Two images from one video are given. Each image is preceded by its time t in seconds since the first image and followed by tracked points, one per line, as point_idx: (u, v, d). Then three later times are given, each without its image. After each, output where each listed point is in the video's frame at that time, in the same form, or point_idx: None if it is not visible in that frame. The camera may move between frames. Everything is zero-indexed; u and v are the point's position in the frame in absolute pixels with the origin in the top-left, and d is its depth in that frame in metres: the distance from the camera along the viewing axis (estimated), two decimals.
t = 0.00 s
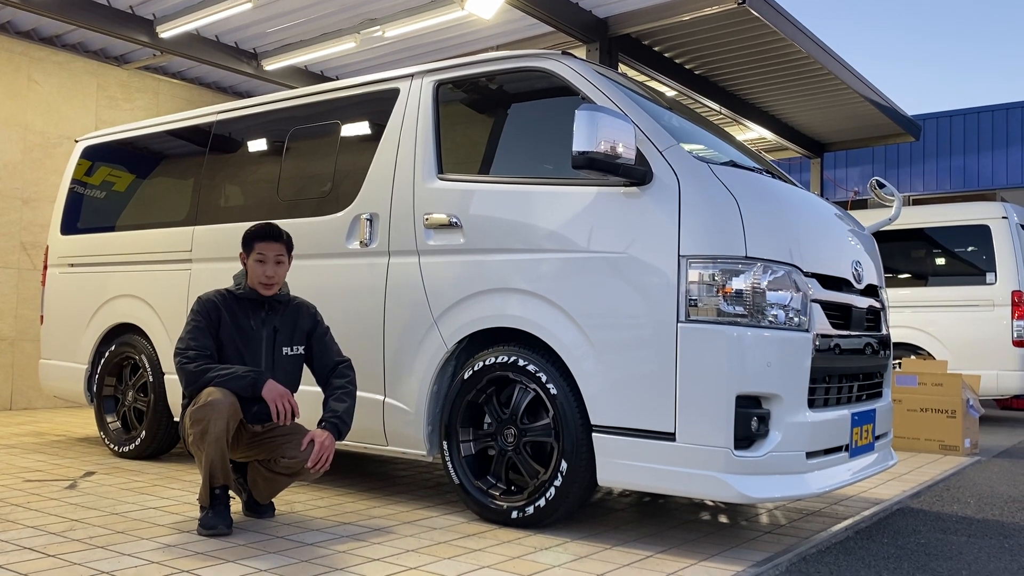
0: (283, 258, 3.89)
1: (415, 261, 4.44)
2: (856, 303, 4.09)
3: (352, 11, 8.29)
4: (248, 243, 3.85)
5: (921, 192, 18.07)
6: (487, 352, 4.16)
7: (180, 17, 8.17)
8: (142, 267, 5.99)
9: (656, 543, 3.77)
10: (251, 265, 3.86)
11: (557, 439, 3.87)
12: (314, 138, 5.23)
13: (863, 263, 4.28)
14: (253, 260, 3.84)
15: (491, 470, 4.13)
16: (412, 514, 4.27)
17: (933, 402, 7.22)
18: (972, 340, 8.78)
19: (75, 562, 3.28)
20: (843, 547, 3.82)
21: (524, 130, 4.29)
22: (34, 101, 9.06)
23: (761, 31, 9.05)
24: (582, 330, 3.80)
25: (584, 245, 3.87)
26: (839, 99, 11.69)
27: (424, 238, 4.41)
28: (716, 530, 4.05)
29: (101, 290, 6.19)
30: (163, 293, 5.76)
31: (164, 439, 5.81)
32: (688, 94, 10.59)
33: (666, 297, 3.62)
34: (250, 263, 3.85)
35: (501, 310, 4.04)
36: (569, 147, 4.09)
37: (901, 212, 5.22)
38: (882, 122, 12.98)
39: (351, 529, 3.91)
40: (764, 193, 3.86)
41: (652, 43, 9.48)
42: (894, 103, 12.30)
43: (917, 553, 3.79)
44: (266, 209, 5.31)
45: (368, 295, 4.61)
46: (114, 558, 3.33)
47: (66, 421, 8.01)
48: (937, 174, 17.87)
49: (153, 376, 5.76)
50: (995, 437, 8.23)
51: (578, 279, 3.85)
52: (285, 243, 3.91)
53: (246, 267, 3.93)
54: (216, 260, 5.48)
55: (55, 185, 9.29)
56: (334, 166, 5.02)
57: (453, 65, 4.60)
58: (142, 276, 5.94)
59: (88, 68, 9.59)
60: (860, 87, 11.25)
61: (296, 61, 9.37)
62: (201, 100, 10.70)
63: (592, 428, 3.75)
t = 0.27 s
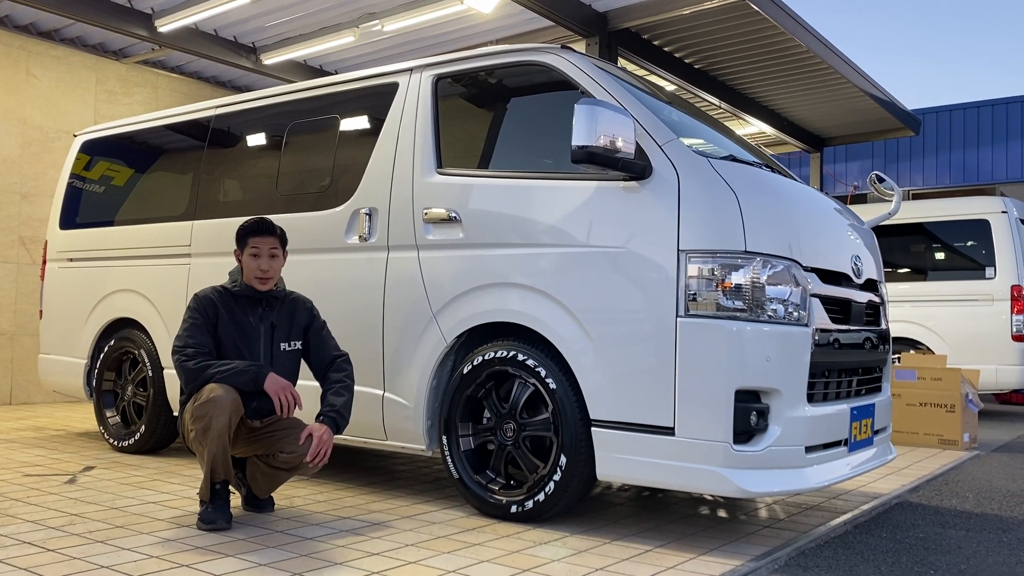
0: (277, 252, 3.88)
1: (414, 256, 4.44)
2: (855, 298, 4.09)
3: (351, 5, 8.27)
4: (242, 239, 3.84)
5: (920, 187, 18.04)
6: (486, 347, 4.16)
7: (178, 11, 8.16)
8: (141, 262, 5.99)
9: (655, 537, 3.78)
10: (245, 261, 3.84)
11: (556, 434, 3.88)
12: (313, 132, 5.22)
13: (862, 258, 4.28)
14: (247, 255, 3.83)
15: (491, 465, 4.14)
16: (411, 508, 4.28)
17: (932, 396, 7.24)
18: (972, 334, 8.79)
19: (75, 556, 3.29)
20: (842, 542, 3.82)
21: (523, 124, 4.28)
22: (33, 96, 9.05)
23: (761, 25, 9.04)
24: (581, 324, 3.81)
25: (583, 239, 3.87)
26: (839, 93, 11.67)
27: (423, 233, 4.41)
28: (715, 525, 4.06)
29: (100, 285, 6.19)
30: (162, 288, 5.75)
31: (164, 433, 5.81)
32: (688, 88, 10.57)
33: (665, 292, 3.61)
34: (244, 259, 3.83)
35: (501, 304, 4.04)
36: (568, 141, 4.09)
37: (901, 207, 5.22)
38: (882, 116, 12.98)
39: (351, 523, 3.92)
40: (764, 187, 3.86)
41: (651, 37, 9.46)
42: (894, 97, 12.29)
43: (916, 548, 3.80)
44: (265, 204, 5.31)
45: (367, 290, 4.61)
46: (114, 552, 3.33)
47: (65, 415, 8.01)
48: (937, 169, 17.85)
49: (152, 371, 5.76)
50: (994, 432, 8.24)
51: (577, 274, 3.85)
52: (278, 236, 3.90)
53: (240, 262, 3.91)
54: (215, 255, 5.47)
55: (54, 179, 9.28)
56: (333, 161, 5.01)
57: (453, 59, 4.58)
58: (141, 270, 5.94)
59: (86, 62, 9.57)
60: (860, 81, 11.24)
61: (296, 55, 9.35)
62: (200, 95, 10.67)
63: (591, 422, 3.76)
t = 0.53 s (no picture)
0: (281, 237, 3.81)
1: (414, 247, 4.43)
2: (856, 288, 4.09)
3: None
4: (249, 225, 3.70)
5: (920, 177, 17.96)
6: (485, 337, 4.16)
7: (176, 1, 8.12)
8: (140, 252, 5.97)
9: (655, 527, 3.78)
10: (251, 246, 3.74)
11: (556, 424, 3.88)
12: (312, 122, 5.20)
13: (862, 248, 4.28)
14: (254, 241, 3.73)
15: (490, 455, 4.14)
16: (411, 498, 4.28)
17: (932, 386, 7.25)
18: (971, 325, 8.80)
19: (75, 546, 3.29)
20: (841, 531, 3.83)
21: (524, 114, 4.26)
22: (31, 86, 9.02)
23: (762, 14, 9.01)
24: (581, 315, 3.80)
25: (583, 229, 3.86)
26: (839, 83, 11.64)
27: (423, 223, 4.40)
28: (715, 515, 4.06)
29: (100, 276, 6.18)
30: (162, 279, 5.75)
31: (163, 423, 5.81)
32: (688, 78, 10.54)
33: (665, 282, 3.61)
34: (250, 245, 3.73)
35: (500, 295, 4.03)
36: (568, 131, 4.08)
37: (901, 197, 5.20)
38: (882, 107, 12.95)
39: (351, 513, 3.92)
40: (764, 177, 3.85)
41: (652, 27, 9.43)
42: (894, 87, 12.26)
43: (915, 538, 3.80)
44: (264, 195, 5.29)
45: (366, 280, 4.60)
46: (114, 542, 3.33)
47: (65, 406, 8.01)
48: (937, 160, 17.78)
49: (152, 361, 5.76)
50: (993, 422, 8.26)
51: (577, 264, 3.84)
52: (283, 220, 3.82)
53: (240, 243, 3.78)
54: (214, 245, 5.47)
55: (52, 170, 9.26)
56: (332, 151, 5.00)
57: (452, 48, 4.56)
58: (140, 261, 5.93)
59: (84, 52, 9.53)
60: (861, 71, 11.21)
61: (295, 45, 9.31)
62: (199, 85, 10.64)
63: (590, 412, 3.76)
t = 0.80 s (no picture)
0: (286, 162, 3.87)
1: (415, 233, 4.38)
2: (862, 274, 4.05)
3: None
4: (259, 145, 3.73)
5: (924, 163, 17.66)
6: (488, 324, 4.12)
7: None
8: (138, 239, 5.92)
9: (659, 516, 3.76)
10: (260, 168, 3.77)
11: (559, 411, 3.85)
12: (312, 107, 5.14)
13: (869, 234, 4.23)
14: (266, 164, 3.77)
15: (493, 442, 4.11)
16: (413, 486, 4.25)
17: (936, 373, 7.19)
18: (974, 311, 8.76)
19: (75, 535, 3.26)
20: (846, 519, 3.81)
21: (528, 98, 4.20)
22: (27, 70, 8.94)
23: None
24: (585, 301, 3.77)
25: (586, 215, 3.81)
26: (842, 68, 11.55)
27: (425, 208, 4.34)
28: (719, 502, 4.04)
29: (98, 262, 6.13)
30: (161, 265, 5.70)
31: (163, 410, 5.79)
32: (690, 62, 10.45)
33: (670, 269, 3.57)
34: (261, 166, 3.75)
35: (503, 281, 3.99)
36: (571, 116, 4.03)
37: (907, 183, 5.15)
38: (885, 91, 12.86)
39: (353, 501, 3.89)
40: (770, 162, 3.80)
41: (654, 11, 9.34)
42: (897, 72, 12.17)
43: (921, 526, 3.78)
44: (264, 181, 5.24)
45: (367, 266, 4.56)
46: (114, 531, 3.31)
47: (65, 393, 7.99)
48: (940, 145, 17.56)
49: (151, 348, 5.73)
50: (996, 408, 8.23)
51: (580, 250, 3.80)
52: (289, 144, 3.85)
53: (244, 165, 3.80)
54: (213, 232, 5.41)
55: (50, 155, 9.20)
56: (333, 136, 4.95)
57: (454, 31, 4.50)
58: (139, 247, 5.88)
59: (81, 36, 9.44)
60: (864, 56, 11.11)
61: (293, 29, 9.22)
62: (197, 69, 10.55)
63: (594, 399, 3.73)
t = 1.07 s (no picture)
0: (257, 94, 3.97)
1: (416, 238, 4.27)
2: (874, 282, 3.95)
3: None
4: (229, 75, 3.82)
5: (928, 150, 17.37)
6: (490, 334, 4.02)
7: None
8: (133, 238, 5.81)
9: (666, 532, 3.68)
10: (233, 98, 3.85)
11: (564, 424, 3.77)
12: (310, 103, 5.02)
13: (881, 240, 4.13)
14: (239, 92, 3.85)
15: (496, 454, 4.03)
16: (415, 498, 4.17)
17: (943, 370, 7.11)
18: (980, 304, 8.67)
19: (69, 557, 3.18)
20: (857, 534, 3.73)
21: (535, 100, 4.08)
22: (19, 60, 8.78)
23: None
24: (591, 312, 3.67)
25: (592, 223, 3.70)
26: (847, 54, 11.37)
27: (427, 213, 4.23)
28: (728, 515, 3.96)
29: (93, 261, 6.02)
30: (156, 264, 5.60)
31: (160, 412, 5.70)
32: (693, 50, 10.29)
33: (678, 281, 3.46)
34: (235, 96, 3.84)
35: (506, 290, 3.89)
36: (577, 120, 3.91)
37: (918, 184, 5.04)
38: (890, 78, 12.69)
39: (354, 516, 3.81)
40: (782, 169, 3.69)
41: None
42: (902, 58, 12.01)
43: (934, 541, 3.70)
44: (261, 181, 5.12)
45: (367, 271, 4.45)
46: (109, 552, 3.22)
47: (62, 389, 7.90)
48: (944, 131, 17.26)
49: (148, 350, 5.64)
50: (1001, 404, 8.15)
51: (586, 260, 3.69)
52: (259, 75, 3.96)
53: (218, 96, 3.87)
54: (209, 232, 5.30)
55: (44, 146, 9.06)
56: (332, 132, 4.84)
57: (456, 30, 4.37)
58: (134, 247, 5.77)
59: (74, 24, 9.27)
60: (869, 42, 10.94)
61: (290, 17, 9.05)
62: (193, 57, 10.38)
63: (600, 414, 3.64)
